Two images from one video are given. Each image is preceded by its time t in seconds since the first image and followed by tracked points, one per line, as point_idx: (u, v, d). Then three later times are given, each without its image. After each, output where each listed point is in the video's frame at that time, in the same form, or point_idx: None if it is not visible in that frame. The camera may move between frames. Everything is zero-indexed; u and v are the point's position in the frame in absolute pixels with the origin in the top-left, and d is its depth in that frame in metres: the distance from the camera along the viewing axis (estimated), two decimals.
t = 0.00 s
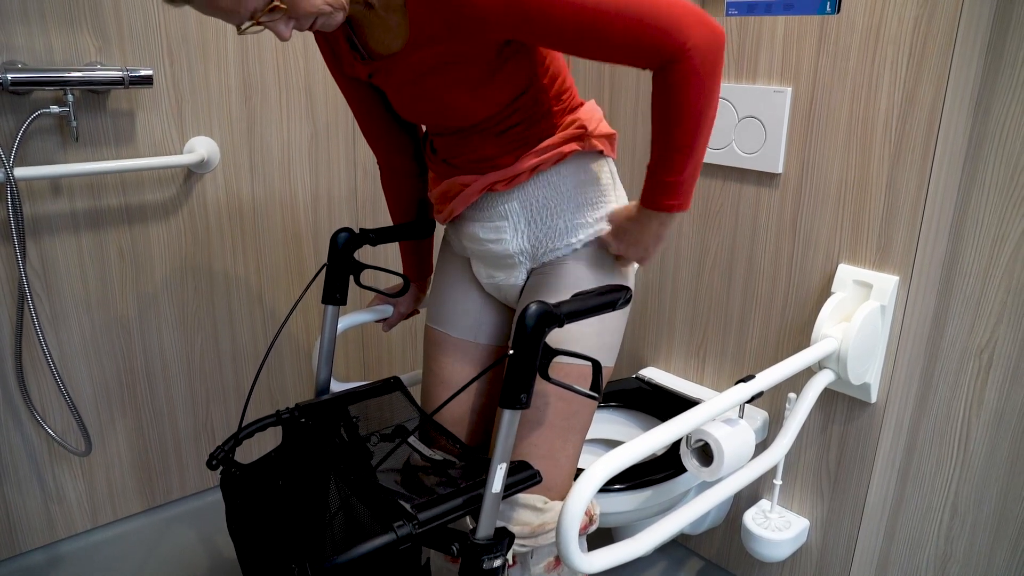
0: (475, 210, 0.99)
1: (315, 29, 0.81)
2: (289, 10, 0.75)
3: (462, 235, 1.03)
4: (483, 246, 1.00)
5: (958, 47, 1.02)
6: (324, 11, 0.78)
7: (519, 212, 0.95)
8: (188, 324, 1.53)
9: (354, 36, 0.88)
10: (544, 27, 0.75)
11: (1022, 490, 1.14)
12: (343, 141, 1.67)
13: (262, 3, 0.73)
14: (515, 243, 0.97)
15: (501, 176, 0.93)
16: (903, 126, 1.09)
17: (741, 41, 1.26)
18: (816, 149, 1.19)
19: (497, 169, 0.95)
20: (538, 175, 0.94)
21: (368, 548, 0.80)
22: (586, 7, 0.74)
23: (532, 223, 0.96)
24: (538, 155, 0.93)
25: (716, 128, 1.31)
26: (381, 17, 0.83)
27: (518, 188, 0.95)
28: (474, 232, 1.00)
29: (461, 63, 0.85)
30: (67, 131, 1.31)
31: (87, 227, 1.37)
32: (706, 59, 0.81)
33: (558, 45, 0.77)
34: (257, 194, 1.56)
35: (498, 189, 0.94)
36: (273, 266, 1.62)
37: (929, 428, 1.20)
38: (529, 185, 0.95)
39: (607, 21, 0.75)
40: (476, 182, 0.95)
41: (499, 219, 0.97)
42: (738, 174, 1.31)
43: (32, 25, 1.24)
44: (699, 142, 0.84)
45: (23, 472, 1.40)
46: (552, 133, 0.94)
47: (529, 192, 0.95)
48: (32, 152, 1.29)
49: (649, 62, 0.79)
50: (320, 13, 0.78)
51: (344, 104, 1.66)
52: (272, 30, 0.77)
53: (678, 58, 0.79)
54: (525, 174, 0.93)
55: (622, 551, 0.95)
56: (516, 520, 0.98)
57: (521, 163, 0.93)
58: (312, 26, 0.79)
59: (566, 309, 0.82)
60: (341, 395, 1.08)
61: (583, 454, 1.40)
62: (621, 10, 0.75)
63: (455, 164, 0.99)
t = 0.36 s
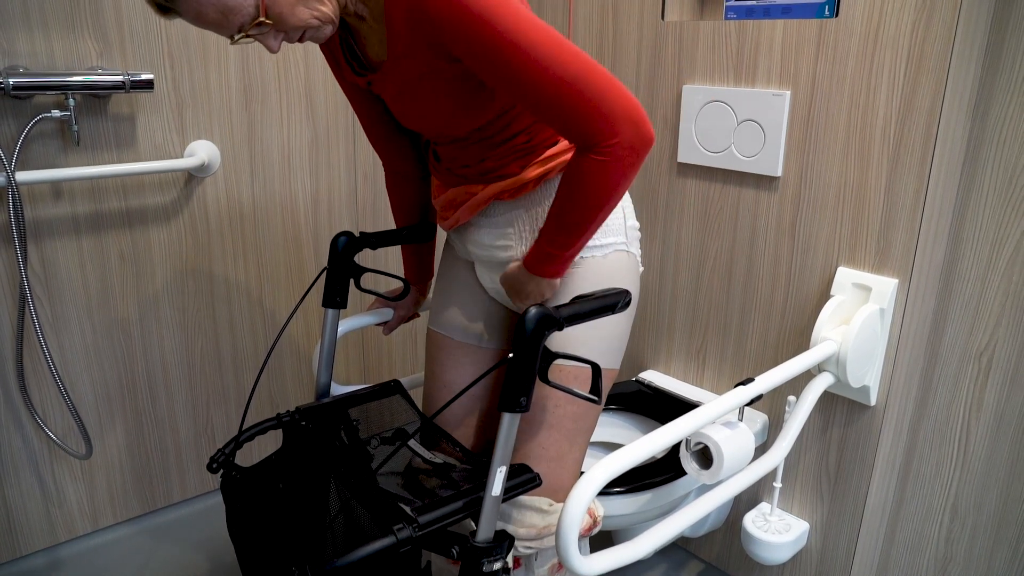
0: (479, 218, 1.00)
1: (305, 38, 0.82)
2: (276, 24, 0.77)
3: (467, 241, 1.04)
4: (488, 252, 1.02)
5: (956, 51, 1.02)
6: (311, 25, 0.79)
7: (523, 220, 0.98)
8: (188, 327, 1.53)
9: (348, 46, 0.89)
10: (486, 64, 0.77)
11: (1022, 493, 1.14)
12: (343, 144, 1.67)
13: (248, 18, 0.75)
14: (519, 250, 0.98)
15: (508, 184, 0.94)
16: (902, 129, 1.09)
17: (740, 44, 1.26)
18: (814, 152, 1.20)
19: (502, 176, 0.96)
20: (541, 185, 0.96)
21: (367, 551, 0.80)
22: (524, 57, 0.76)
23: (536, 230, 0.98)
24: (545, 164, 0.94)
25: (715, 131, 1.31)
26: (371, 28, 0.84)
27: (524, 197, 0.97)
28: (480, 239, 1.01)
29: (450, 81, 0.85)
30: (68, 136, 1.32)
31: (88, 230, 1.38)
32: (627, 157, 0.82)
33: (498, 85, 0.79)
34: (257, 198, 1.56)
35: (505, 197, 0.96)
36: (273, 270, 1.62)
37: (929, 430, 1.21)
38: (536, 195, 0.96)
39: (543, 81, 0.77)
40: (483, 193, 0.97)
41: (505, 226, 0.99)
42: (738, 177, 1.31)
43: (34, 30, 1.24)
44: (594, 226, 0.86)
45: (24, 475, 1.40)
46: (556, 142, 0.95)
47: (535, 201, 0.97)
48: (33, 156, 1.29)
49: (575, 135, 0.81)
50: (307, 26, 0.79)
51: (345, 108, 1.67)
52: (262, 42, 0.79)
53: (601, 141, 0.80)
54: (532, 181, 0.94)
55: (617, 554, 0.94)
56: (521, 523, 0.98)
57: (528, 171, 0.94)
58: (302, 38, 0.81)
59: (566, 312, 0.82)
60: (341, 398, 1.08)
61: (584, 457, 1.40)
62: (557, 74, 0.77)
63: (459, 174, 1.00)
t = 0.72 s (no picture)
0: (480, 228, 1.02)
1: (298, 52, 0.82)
2: (264, 36, 0.77)
3: (470, 250, 1.06)
4: (491, 260, 1.03)
5: (957, 60, 1.03)
6: (299, 39, 0.78)
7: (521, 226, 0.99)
8: (193, 334, 1.54)
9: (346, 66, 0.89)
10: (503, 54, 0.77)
11: None
12: (348, 152, 1.68)
13: (234, 29, 0.75)
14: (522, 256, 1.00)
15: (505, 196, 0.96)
16: (904, 138, 1.10)
17: (742, 53, 1.27)
18: (816, 161, 1.20)
19: (500, 187, 0.97)
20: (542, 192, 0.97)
21: (372, 557, 0.81)
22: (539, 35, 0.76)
23: (538, 236, 0.98)
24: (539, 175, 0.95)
25: (718, 139, 1.32)
26: (365, 44, 0.84)
27: (522, 205, 0.98)
28: (481, 246, 1.03)
29: (450, 86, 0.86)
30: (76, 144, 1.33)
31: (95, 238, 1.39)
32: (655, 102, 0.82)
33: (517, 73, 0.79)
34: (263, 206, 1.57)
35: (501, 209, 0.98)
36: (278, 277, 1.63)
37: (932, 437, 1.22)
38: (532, 202, 0.98)
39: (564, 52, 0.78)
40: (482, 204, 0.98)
41: (504, 233, 1.00)
42: (740, 186, 1.32)
43: (44, 40, 1.26)
44: (648, 190, 0.86)
45: (31, 480, 1.41)
46: (551, 150, 0.96)
47: (533, 207, 0.98)
48: (41, 164, 1.30)
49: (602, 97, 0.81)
50: (296, 40, 0.79)
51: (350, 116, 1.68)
52: (250, 54, 0.79)
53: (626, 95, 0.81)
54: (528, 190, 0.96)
55: (617, 559, 0.95)
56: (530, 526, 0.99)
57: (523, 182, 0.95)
58: (290, 51, 0.81)
59: (569, 321, 0.83)
60: (345, 405, 1.09)
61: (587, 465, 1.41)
62: (571, 41, 0.77)
63: (459, 184, 1.02)
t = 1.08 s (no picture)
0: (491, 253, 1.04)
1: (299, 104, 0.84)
2: (265, 88, 0.79)
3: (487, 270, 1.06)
4: (506, 280, 1.04)
5: (962, 78, 1.04)
6: (301, 92, 0.80)
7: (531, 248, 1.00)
8: (206, 347, 1.56)
9: (350, 99, 0.93)
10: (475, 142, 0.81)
11: None
12: (359, 167, 1.70)
13: (237, 81, 0.77)
14: (536, 276, 1.00)
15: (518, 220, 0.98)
16: (910, 155, 1.11)
17: (749, 70, 1.28)
18: (823, 177, 1.22)
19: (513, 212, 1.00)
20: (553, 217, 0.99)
21: (385, 569, 0.81)
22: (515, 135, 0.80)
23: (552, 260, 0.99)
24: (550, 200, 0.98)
25: (725, 155, 1.33)
26: (367, 89, 0.88)
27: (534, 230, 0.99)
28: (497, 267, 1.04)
29: (439, 149, 0.90)
30: (93, 160, 1.35)
31: (110, 252, 1.41)
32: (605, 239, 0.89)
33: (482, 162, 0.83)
34: (275, 220, 1.59)
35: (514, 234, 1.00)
36: (290, 291, 1.65)
37: (942, 453, 1.22)
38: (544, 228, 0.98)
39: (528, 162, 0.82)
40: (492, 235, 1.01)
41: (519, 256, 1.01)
42: (748, 201, 1.33)
43: (63, 58, 1.29)
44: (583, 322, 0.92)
45: (45, 491, 1.43)
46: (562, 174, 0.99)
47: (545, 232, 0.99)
48: (59, 180, 1.33)
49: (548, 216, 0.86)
50: (297, 93, 0.80)
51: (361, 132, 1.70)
52: (252, 105, 0.81)
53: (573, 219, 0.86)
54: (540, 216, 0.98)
55: (623, 571, 0.95)
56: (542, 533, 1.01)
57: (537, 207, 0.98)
58: (293, 104, 0.83)
59: (579, 336, 0.84)
60: (357, 419, 1.10)
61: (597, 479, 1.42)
62: (555, 167, 0.83)
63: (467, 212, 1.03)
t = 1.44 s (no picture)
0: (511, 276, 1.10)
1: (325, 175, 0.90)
2: (293, 167, 0.85)
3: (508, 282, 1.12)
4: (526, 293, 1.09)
5: (974, 91, 1.04)
6: (327, 167, 0.86)
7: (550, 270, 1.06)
8: (222, 356, 1.58)
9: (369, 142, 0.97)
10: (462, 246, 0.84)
11: None
12: (374, 178, 1.71)
13: (266, 162, 0.83)
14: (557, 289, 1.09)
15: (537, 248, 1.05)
16: (923, 167, 1.11)
17: (762, 83, 1.29)
18: (837, 190, 1.22)
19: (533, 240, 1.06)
20: (572, 239, 1.06)
21: None
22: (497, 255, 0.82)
23: (568, 272, 1.08)
24: (566, 230, 1.04)
25: (739, 168, 1.34)
26: (389, 145, 0.93)
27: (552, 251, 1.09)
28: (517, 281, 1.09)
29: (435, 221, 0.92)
30: (114, 172, 1.38)
31: (130, 262, 1.43)
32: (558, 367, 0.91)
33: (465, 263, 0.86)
34: (291, 231, 1.61)
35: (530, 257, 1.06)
36: (305, 301, 1.67)
37: (956, 465, 1.21)
38: (560, 249, 1.08)
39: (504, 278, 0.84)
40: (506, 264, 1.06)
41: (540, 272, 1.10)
42: (761, 213, 1.34)
43: (86, 72, 1.31)
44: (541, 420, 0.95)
45: (64, 498, 1.45)
46: (576, 209, 1.03)
47: (562, 253, 1.08)
48: (81, 192, 1.35)
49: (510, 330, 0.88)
50: (323, 167, 0.86)
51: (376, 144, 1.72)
52: (277, 180, 0.87)
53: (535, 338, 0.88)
54: (557, 244, 1.04)
55: None
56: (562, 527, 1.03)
57: (551, 237, 1.04)
58: (318, 177, 0.88)
59: (593, 347, 0.85)
60: (372, 428, 1.11)
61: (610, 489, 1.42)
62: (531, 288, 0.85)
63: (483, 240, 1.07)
